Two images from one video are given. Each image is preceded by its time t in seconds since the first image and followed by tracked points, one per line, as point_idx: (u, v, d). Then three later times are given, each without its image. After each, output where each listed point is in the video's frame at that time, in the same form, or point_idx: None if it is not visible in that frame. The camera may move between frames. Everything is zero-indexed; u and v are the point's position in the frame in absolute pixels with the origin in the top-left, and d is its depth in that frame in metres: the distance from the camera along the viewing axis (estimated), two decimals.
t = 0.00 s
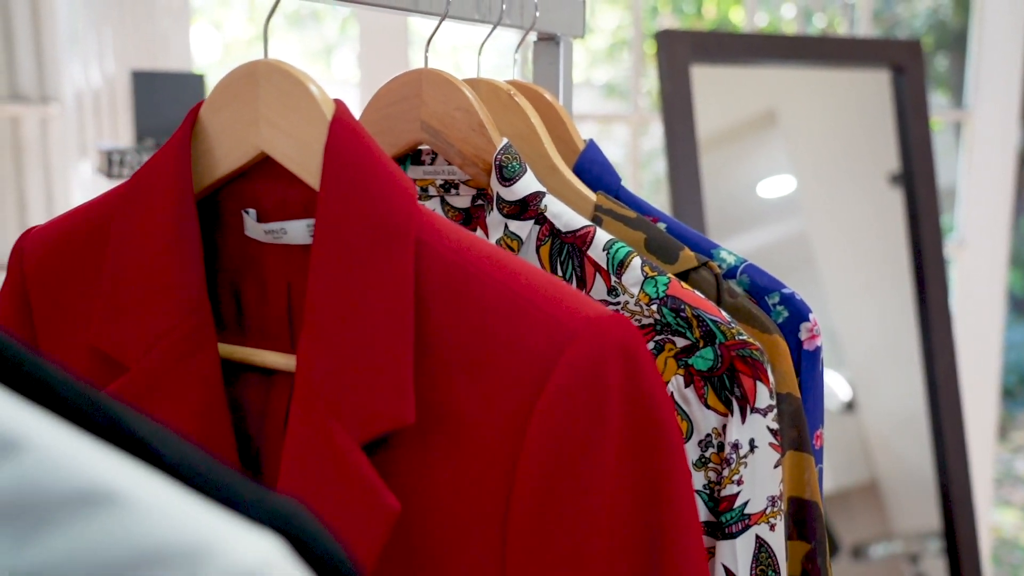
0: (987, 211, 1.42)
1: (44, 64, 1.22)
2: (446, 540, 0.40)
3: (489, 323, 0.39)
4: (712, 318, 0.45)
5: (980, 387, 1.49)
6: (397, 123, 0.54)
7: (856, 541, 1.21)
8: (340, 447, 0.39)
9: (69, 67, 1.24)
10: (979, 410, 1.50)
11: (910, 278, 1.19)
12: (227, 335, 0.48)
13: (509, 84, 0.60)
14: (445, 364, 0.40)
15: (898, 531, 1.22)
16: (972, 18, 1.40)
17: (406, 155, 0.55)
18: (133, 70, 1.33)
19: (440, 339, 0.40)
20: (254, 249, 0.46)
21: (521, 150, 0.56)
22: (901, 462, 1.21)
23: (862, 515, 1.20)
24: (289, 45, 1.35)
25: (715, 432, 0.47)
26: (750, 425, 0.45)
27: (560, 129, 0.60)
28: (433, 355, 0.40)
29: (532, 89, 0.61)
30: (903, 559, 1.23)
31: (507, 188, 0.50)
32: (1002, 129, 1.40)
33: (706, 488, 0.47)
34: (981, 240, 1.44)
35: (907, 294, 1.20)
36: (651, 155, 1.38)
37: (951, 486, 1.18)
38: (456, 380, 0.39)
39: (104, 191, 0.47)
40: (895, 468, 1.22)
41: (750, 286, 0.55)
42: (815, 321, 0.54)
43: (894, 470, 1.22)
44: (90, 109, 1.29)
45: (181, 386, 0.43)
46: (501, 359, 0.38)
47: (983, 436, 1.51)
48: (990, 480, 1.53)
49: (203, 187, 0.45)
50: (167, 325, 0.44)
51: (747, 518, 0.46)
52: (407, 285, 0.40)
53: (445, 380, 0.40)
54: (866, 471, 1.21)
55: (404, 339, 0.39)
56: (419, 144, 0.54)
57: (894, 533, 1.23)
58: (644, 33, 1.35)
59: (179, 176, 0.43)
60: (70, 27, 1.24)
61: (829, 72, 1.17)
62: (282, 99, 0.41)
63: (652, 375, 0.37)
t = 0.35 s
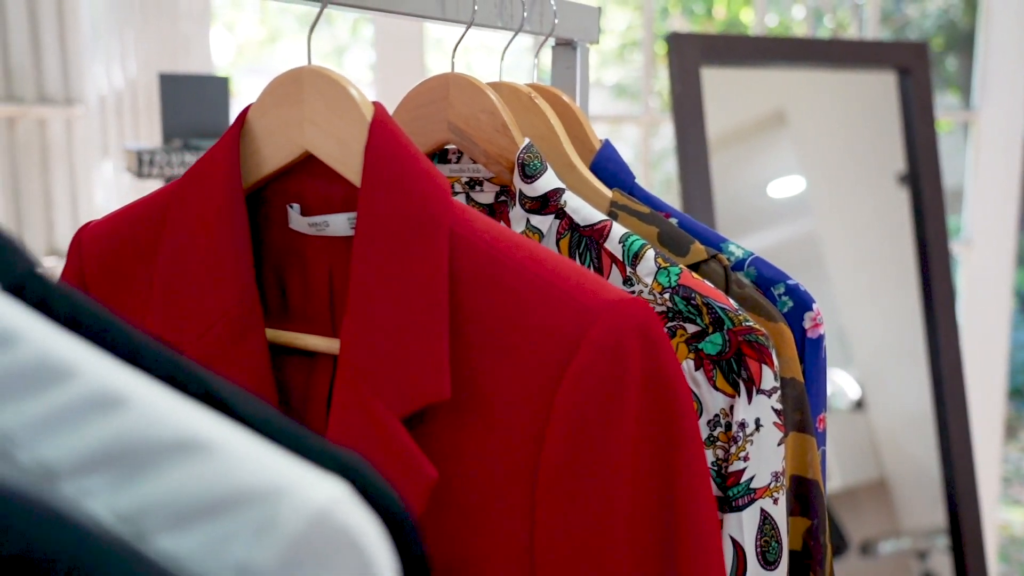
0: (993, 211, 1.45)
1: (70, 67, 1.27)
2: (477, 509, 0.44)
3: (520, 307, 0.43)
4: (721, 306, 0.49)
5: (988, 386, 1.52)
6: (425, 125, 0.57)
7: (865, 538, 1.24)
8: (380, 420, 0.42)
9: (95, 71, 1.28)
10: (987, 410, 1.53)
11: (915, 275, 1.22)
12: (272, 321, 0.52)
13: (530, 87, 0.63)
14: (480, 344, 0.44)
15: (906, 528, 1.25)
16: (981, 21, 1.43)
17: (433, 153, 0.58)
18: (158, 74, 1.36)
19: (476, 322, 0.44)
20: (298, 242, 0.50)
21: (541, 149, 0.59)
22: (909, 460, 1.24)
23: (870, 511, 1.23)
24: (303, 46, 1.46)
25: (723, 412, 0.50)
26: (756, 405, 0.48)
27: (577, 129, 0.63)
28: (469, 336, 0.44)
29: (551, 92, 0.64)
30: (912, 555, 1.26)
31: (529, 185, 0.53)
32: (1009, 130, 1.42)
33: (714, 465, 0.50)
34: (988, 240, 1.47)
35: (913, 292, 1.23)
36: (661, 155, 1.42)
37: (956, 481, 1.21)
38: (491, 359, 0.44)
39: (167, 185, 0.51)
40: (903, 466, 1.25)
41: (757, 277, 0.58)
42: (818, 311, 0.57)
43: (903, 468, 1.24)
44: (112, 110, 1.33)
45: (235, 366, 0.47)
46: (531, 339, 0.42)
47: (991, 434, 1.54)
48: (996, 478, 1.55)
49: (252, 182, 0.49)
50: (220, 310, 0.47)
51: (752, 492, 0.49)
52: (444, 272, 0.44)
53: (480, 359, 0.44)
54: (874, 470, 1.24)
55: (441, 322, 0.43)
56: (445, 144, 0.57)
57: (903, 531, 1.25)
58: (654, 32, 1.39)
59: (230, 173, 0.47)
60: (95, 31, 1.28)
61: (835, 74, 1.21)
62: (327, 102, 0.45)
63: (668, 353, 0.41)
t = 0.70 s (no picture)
0: (1013, 210, 1.47)
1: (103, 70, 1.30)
2: (519, 478, 0.48)
3: (557, 293, 0.47)
4: (742, 293, 0.51)
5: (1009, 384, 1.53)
6: (460, 122, 0.60)
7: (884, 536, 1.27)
8: (426, 398, 0.46)
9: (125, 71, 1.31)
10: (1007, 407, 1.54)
11: (932, 270, 1.26)
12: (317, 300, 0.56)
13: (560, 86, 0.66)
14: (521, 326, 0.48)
15: (925, 527, 1.28)
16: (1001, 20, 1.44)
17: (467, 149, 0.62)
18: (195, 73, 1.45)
19: (516, 305, 0.48)
20: (344, 231, 0.54)
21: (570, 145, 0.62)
22: (931, 462, 1.28)
23: (890, 513, 1.26)
24: (321, 45, 1.51)
25: (742, 395, 0.52)
26: (775, 386, 0.51)
27: (604, 127, 0.67)
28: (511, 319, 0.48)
29: (580, 92, 0.67)
30: (927, 551, 1.30)
31: (560, 178, 0.56)
32: None
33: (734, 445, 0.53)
34: (1007, 238, 1.48)
35: (931, 290, 1.26)
36: (681, 154, 1.46)
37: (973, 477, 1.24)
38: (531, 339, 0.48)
39: (224, 176, 0.55)
40: (924, 467, 1.27)
41: (776, 268, 0.60)
42: (834, 300, 0.60)
43: (923, 470, 1.27)
44: (143, 110, 1.37)
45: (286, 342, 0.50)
46: (568, 322, 0.46)
47: (1012, 433, 1.55)
48: (1014, 476, 1.57)
49: (302, 175, 0.52)
50: (276, 293, 0.50)
51: (770, 470, 0.52)
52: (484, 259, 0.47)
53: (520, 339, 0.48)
54: (895, 470, 1.26)
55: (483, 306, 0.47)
56: (479, 140, 0.60)
57: (922, 529, 1.28)
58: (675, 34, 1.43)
59: (281, 167, 0.51)
60: (125, 32, 1.31)
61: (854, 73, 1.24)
62: (375, 101, 0.48)
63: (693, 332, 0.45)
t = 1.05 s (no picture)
0: None
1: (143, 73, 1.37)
2: (556, 454, 0.52)
3: (591, 282, 0.50)
4: (766, 284, 0.54)
5: None
6: (497, 122, 0.64)
7: (909, 534, 1.31)
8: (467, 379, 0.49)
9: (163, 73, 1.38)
10: None
11: (955, 267, 1.28)
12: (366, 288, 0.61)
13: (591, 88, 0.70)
14: (557, 313, 0.52)
15: (950, 525, 1.30)
16: None
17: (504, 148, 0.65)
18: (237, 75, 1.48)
19: (553, 294, 0.52)
20: (391, 225, 0.59)
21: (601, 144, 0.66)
22: (956, 461, 1.30)
23: (915, 506, 1.29)
24: (350, 46, 1.54)
25: (765, 379, 0.55)
26: (796, 372, 0.54)
27: (634, 127, 0.70)
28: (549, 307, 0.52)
29: (610, 94, 0.71)
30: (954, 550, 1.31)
31: (593, 175, 0.60)
32: None
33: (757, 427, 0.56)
34: None
35: (956, 287, 1.28)
36: (707, 154, 1.49)
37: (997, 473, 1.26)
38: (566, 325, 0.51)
39: (281, 171, 0.58)
40: (948, 465, 1.30)
41: (798, 261, 0.64)
42: (855, 292, 0.62)
43: (948, 467, 1.30)
44: (181, 111, 1.42)
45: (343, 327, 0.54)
46: (601, 310, 0.50)
47: None
48: None
49: (353, 172, 0.56)
50: (331, 282, 0.54)
51: (792, 451, 0.55)
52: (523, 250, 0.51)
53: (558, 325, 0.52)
54: (919, 469, 1.29)
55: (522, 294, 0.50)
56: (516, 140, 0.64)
57: (947, 527, 1.30)
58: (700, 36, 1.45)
59: (334, 165, 0.54)
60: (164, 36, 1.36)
61: (880, 75, 1.27)
62: (422, 103, 0.52)
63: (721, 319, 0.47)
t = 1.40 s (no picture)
0: None
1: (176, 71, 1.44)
2: (583, 439, 0.55)
3: (617, 277, 0.53)
4: (783, 279, 0.57)
5: None
6: (527, 125, 0.67)
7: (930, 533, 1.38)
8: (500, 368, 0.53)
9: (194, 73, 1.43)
10: None
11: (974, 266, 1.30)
12: (404, 283, 0.64)
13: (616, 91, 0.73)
14: (586, 305, 0.55)
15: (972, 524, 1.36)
16: None
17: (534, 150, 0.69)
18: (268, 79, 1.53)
19: (582, 287, 0.55)
20: (426, 224, 0.62)
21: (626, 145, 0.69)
22: (977, 458, 1.34)
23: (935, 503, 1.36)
24: (371, 48, 1.62)
25: (782, 369, 0.58)
26: (812, 363, 0.57)
27: (657, 128, 0.73)
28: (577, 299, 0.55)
29: (634, 97, 0.74)
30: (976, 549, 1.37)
31: (618, 176, 0.63)
32: None
33: (775, 415, 0.58)
34: None
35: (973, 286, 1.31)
36: (728, 154, 1.53)
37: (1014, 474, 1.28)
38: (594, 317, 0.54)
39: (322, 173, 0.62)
40: (968, 463, 1.35)
41: (815, 258, 0.66)
42: (870, 288, 0.65)
43: (968, 465, 1.35)
44: (213, 113, 1.47)
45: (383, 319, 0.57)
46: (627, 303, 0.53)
47: None
48: None
49: (391, 173, 0.59)
50: (374, 276, 0.57)
51: (807, 438, 0.57)
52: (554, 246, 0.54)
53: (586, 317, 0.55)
54: (941, 467, 1.36)
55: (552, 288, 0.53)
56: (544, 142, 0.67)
57: (968, 526, 1.36)
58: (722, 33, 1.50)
59: (374, 167, 0.57)
60: (193, 35, 1.40)
61: (903, 78, 1.30)
62: (458, 107, 0.55)
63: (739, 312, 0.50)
